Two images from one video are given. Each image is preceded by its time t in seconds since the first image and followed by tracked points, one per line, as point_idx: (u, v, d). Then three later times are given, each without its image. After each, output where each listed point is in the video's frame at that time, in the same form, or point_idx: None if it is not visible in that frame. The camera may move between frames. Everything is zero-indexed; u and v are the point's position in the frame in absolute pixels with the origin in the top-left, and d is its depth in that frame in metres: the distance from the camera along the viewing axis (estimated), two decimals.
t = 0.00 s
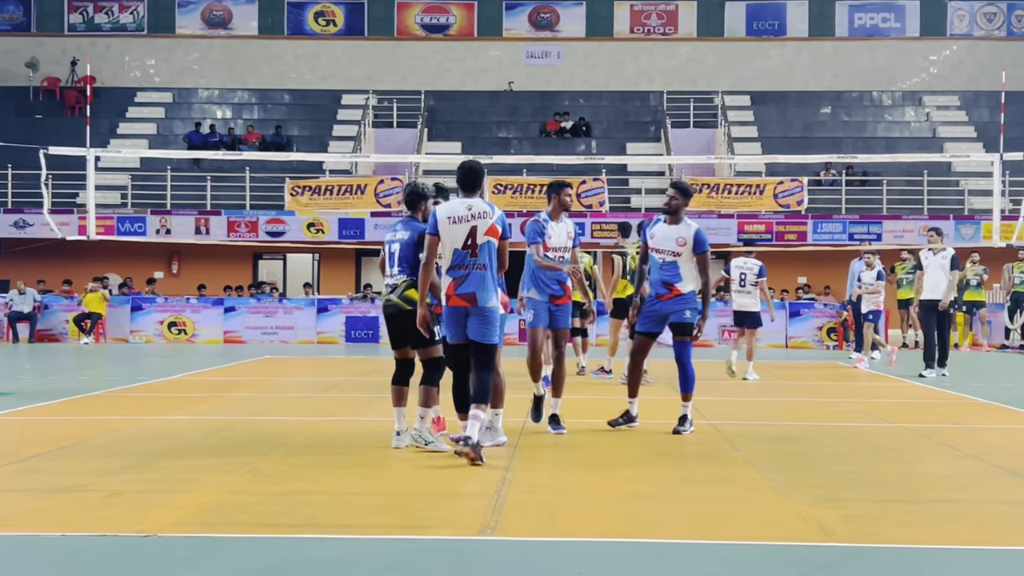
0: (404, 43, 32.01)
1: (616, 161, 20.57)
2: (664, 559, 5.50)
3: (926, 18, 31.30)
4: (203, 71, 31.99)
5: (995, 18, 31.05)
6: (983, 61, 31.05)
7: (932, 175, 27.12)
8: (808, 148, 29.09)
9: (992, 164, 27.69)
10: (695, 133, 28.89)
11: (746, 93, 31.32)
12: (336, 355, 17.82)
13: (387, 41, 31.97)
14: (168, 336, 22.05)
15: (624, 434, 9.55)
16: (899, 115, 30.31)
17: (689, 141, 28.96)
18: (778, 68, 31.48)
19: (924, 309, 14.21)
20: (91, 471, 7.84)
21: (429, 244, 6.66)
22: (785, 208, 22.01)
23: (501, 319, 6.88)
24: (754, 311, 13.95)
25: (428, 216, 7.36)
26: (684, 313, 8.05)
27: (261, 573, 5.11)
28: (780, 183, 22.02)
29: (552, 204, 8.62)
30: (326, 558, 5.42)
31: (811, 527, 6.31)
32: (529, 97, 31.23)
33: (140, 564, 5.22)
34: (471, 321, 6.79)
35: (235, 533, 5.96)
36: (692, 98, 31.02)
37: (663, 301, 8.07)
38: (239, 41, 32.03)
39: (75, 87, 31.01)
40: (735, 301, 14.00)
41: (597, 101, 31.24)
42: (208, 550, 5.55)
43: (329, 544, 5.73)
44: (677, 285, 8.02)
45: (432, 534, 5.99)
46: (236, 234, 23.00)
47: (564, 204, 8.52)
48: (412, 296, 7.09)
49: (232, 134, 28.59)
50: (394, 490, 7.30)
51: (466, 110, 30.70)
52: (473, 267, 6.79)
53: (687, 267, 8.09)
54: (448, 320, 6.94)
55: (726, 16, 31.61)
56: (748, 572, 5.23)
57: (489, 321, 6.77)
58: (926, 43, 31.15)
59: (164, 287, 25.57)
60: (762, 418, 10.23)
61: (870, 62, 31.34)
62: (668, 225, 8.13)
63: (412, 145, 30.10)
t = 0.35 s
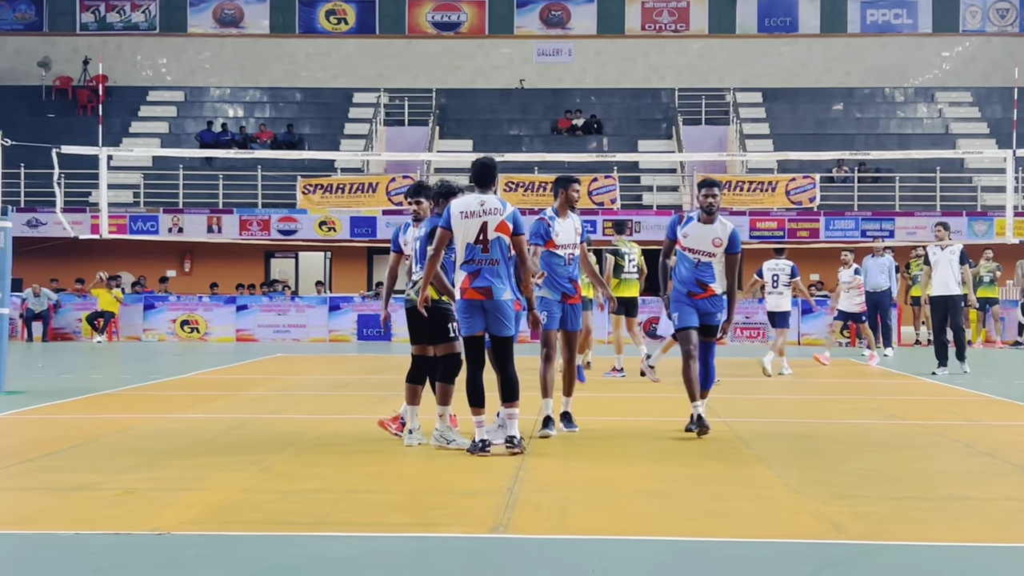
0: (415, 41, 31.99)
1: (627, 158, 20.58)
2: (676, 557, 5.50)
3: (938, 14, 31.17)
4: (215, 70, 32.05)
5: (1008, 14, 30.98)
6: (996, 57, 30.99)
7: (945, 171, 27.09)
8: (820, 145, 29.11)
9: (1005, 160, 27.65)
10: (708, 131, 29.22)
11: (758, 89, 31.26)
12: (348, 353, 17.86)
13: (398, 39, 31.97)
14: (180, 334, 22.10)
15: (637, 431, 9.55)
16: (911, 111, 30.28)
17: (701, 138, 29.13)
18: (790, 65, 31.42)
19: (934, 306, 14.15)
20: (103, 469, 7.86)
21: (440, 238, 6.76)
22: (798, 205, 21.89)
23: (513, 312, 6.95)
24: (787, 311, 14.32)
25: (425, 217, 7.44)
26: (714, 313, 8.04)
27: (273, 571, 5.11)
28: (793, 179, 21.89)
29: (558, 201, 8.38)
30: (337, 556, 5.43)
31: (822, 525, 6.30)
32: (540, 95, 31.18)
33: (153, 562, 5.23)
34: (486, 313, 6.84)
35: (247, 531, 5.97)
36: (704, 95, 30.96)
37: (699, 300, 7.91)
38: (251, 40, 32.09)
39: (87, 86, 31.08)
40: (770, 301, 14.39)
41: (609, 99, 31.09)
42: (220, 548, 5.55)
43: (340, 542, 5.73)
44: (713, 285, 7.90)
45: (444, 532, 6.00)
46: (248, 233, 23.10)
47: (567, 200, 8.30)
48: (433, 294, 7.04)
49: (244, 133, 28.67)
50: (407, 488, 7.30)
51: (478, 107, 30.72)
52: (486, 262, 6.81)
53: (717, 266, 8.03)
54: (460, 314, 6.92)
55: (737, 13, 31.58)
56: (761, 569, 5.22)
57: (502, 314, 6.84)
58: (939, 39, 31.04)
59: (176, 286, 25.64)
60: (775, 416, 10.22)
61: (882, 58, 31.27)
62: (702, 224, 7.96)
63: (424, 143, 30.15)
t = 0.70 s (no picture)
0: (423, 39, 31.95)
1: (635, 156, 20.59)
2: (688, 553, 5.50)
3: (947, 9, 31.05)
4: (223, 68, 32.07)
5: (1018, 9, 30.70)
6: (1005, 53, 30.93)
7: (953, 168, 27.10)
8: (828, 141, 29.20)
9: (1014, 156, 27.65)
10: (714, 127, 28.85)
11: (766, 86, 31.20)
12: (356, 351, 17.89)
13: (406, 37, 31.94)
14: (189, 332, 22.13)
15: (645, 429, 9.55)
16: (919, 107, 30.31)
17: (709, 135, 28.89)
18: (798, 62, 31.34)
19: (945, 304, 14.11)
20: (111, 467, 7.86)
21: (458, 230, 6.80)
22: (806, 202, 21.94)
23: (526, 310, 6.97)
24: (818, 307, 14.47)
25: (397, 206, 7.51)
26: (751, 309, 7.69)
27: (283, 569, 5.12)
28: (801, 176, 21.89)
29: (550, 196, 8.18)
30: (346, 554, 5.42)
31: (832, 522, 6.29)
32: (548, 92, 31.18)
33: (164, 561, 5.23)
34: (499, 309, 6.85)
35: (256, 529, 5.97)
36: (712, 92, 30.89)
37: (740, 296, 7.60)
38: (259, 38, 32.12)
39: (95, 84, 31.11)
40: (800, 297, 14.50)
41: (617, 96, 31.11)
42: (229, 546, 5.56)
43: (350, 540, 5.73)
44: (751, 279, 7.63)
45: (453, 530, 6.00)
46: (256, 231, 23.11)
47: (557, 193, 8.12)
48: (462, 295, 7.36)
49: (252, 132, 28.74)
50: (416, 485, 7.31)
51: (485, 105, 30.75)
52: (504, 258, 6.82)
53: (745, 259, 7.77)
54: (473, 308, 6.92)
55: (746, 10, 31.53)
56: (769, 567, 5.22)
57: (515, 312, 6.85)
58: (947, 35, 30.94)
59: (184, 284, 25.69)
60: (783, 413, 10.21)
61: (891, 54, 31.20)
62: (733, 219, 7.65)
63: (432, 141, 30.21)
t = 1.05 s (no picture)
0: (426, 38, 31.94)
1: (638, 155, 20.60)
2: (694, 553, 5.50)
3: (950, 8, 31.05)
4: (226, 68, 32.08)
5: (1020, 8, 30.73)
6: (1009, 52, 30.92)
7: (957, 166, 27.10)
8: (832, 140, 29.22)
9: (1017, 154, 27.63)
10: (719, 126, 28.95)
11: (769, 85, 31.18)
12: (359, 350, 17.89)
13: (409, 37, 31.94)
14: (193, 332, 22.13)
15: (649, 428, 9.56)
16: (923, 106, 30.27)
17: (712, 133, 28.94)
18: (802, 61, 31.33)
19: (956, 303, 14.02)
20: (116, 467, 7.87)
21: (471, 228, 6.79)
22: (810, 200, 22.09)
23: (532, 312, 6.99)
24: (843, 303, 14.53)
25: (353, 207, 7.28)
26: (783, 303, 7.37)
27: (288, 568, 5.12)
28: (804, 175, 22.18)
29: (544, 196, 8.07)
30: (351, 553, 5.43)
31: (837, 521, 6.29)
32: (551, 91, 31.20)
33: (169, 561, 5.22)
34: (507, 310, 6.85)
35: (261, 529, 5.97)
36: (715, 91, 30.87)
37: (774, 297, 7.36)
38: (262, 38, 32.15)
39: (98, 84, 31.13)
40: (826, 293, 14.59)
41: (620, 95, 31.13)
42: (234, 546, 5.56)
43: (355, 539, 5.73)
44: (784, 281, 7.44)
45: (457, 529, 6.00)
46: (260, 231, 23.14)
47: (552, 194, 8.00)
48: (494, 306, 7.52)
49: (256, 131, 28.75)
50: (420, 485, 7.31)
51: (488, 104, 30.76)
52: (515, 258, 6.84)
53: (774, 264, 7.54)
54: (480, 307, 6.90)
55: (748, 8, 31.53)
56: (774, 566, 5.22)
57: (523, 312, 6.87)
58: (950, 34, 30.94)
59: (187, 284, 25.69)
60: (786, 412, 10.21)
61: (894, 53, 31.19)
62: (771, 219, 7.43)
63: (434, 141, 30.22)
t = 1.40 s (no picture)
0: (426, 37, 31.95)
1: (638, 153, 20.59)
2: (694, 551, 5.50)
3: (950, 7, 31.05)
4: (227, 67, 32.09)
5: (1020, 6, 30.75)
6: (1009, 50, 30.91)
7: (957, 164, 27.09)
8: (832, 138, 29.20)
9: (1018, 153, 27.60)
10: (719, 124, 28.96)
11: (769, 83, 31.18)
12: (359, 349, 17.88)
13: (409, 35, 31.95)
14: (193, 331, 22.13)
15: (649, 426, 9.57)
16: (923, 104, 30.25)
17: (712, 132, 28.93)
18: (802, 59, 31.34)
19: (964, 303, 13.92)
20: (116, 466, 7.88)
21: (446, 235, 6.89)
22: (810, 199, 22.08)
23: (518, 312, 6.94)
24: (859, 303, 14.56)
25: (307, 200, 7.06)
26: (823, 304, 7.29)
27: (286, 567, 5.12)
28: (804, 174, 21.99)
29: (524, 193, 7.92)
30: (351, 551, 5.43)
31: (836, 519, 6.29)
32: (551, 89, 31.20)
33: (167, 560, 5.22)
34: (488, 312, 6.86)
35: (260, 529, 5.97)
36: (715, 90, 30.88)
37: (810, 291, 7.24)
38: (262, 37, 32.15)
39: (98, 83, 31.17)
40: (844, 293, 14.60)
41: (620, 94, 31.13)
42: (233, 545, 5.56)
43: (355, 538, 5.74)
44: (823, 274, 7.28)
45: (457, 528, 6.00)
46: (260, 230, 23.15)
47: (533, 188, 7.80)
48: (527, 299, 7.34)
49: (256, 130, 28.75)
50: (419, 484, 7.30)
51: (488, 103, 30.76)
52: (489, 260, 6.81)
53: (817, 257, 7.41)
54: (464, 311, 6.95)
55: (748, 7, 31.55)
56: (773, 564, 5.22)
57: (504, 313, 6.84)
58: (950, 32, 30.94)
59: (187, 283, 25.69)
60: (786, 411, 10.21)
61: (894, 51, 31.19)
62: (814, 208, 7.26)
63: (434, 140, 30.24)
